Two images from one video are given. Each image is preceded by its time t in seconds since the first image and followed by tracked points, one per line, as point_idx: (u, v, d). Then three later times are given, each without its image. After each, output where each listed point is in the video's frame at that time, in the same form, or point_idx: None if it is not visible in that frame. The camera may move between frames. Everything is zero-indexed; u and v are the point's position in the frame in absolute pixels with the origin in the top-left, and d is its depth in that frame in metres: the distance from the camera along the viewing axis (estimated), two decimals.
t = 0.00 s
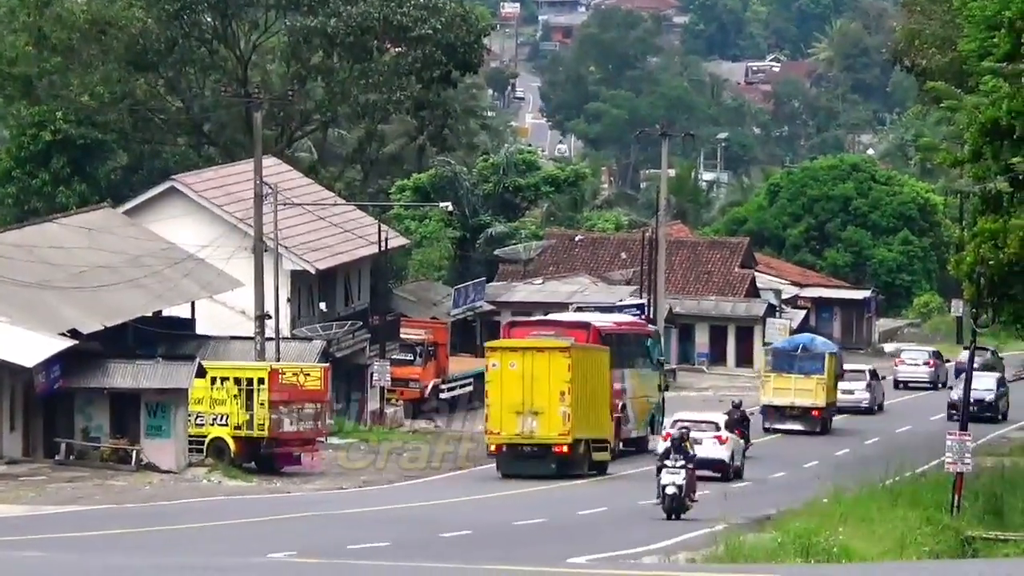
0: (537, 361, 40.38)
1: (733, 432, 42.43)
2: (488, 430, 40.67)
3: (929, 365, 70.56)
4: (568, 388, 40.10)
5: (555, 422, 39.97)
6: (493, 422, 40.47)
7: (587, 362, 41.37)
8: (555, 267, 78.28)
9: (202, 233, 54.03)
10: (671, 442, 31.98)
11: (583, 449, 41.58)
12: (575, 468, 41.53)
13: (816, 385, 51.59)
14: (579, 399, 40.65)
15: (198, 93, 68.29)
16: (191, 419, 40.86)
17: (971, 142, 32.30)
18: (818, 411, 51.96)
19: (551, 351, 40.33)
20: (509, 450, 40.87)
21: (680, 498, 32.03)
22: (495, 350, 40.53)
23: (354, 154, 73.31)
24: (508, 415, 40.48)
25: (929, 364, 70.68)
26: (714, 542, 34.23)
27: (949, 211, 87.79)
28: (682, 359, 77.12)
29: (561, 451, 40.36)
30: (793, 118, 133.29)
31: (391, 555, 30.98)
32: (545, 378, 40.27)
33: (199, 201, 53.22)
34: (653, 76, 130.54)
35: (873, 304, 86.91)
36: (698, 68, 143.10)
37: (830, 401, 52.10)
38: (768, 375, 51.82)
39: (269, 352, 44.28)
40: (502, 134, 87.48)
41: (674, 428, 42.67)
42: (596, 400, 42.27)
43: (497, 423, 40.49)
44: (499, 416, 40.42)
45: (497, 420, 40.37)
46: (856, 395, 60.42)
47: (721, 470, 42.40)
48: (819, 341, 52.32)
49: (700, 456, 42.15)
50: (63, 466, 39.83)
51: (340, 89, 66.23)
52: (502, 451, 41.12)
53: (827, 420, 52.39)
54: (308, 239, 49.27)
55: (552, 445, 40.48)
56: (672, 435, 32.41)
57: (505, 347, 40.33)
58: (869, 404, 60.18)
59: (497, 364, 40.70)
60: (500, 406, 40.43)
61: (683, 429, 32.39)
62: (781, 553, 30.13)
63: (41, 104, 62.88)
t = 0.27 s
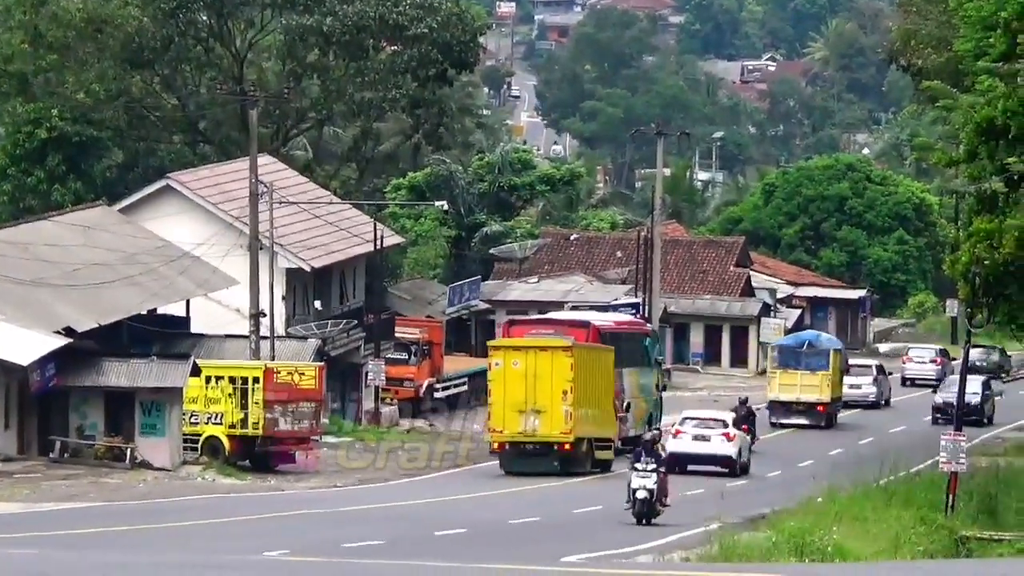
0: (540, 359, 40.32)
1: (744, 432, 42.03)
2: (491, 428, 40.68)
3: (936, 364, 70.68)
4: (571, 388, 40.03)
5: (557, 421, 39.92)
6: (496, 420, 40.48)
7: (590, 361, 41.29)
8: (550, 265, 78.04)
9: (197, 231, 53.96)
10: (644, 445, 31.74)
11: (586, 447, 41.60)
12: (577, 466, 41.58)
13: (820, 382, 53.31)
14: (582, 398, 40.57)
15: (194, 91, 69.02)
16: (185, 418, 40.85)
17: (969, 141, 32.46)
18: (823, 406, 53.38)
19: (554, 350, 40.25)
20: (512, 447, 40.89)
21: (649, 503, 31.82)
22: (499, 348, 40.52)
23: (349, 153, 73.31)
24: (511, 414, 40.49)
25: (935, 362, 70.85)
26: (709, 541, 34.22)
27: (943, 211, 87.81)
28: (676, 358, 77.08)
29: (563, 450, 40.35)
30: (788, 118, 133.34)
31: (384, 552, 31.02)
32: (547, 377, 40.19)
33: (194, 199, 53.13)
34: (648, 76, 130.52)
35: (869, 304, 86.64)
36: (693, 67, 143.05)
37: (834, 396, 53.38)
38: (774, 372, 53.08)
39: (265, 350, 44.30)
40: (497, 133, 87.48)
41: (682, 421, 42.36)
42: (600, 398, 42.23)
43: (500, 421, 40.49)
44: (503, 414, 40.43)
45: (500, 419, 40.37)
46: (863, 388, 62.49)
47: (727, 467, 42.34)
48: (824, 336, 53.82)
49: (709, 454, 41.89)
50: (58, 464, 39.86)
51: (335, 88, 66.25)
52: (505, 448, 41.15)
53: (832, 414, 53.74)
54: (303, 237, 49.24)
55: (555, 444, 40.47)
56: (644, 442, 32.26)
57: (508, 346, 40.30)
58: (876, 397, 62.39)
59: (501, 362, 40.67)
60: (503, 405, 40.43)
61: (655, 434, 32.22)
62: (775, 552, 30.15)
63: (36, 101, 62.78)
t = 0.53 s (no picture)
0: (540, 358, 40.50)
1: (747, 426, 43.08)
2: (491, 426, 40.86)
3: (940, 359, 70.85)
4: (571, 386, 40.21)
5: (557, 419, 40.10)
6: (497, 418, 40.66)
7: (590, 359, 41.48)
8: (545, 264, 78.34)
9: (191, 229, 53.99)
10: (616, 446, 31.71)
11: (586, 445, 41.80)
12: (578, 463, 41.79)
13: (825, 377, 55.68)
14: (582, 396, 40.76)
15: (189, 88, 68.96)
16: (179, 415, 41.17)
17: (964, 142, 32.50)
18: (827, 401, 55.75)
19: (554, 349, 40.43)
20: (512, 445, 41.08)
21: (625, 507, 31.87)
22: (499, 347, 40.71)
23: (343, 150, 73.34)
24: (511, 412, 40.67)
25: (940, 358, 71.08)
26: (701, 540, 34.27)
27: (937, 210, 87.87)
28: (670, 357, 77.02)
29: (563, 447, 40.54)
30: (783, 117, 133.46)
31: (377, 550, 31.05)
32: (548, 375, 40.36)
33: (189, 196, 53.14)
34: (644, 74, 130.49)
35: (862, 303, 86.56)
36: (688, 66, 143.07)
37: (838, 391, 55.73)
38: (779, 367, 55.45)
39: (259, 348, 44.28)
40: (491, 132, 87.54)
41: (688, 419, 43.57)
42: (599, 396, 42.44)
43: (501, 419, 40.68)
44: (503, 412, 40.62)
45: (501, 417, 40.55)
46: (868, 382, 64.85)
47: (732, 463, 43.35)
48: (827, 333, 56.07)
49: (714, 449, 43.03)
50: (52, 461, 39.86)
51: (330, 86, 66.20)
52: (506, 446, 41.34)
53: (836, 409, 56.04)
54: (298, 234, 49.28)
55: (555, 441, 40.67)
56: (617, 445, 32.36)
57: (509, 344, 40.48)
58: (881, 394, 64.87)
59: (502, 361, 40.84)
60: (504, 403, 40.60)
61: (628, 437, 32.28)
62: (768, 552, 30.19)
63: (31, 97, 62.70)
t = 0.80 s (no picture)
0: (545, 359, 40.39)
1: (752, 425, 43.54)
2: (496, 426, 40.76)
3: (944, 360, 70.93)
4: (576, 387, 40.09)
5: (561, 420, 39.97)
6: (501, 418, 40.56)
7: (595, 361, 41.37)
8: (539, 265, 78.69)
9: (185, 228, 53.97)
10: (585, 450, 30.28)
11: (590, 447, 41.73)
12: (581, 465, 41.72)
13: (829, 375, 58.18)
14: (587, 398, 40.63)
15: (182, 88, 69.13)
16: (173, 415, 41.10)
17: (958, 143, 32.55)
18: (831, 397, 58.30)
19: (559, 350, 40.33)
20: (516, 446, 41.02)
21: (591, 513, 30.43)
22: (504, 348, 40.60)
23: (338, 150, 73.38)
24: (516, 412, 40.57)
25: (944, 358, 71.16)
26: (694, 541, 34.29)
27: (932, 212, 87.87)
28: (663, 358, 77.17)
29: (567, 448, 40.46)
30: (777, 118, 133.56)
31: (370, 551, 31.04)
32: (552, 376, 40.24)
33: (183, 196, 53.10)
34: (638, 75, 130.47)
35: (856, 306, 86.13)
36: (683, 67, 143.13)
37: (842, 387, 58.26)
38: (785, 364, 58.00)
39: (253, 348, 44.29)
40: (486, 132, 87.59)
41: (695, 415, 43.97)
42: (603, 397, 42.36)
43: (505, 420, 40.59)
44: (508, 413, 40.51)
45: (505, 418, 40.46)
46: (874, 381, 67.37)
47: (738, 462, 43.83)
48: (832, 332, 58.58)
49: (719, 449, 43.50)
50: (45, 460, 39.78)
51: (325, 87, 66.01)
52: (510, 446, 41.27)
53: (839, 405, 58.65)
54: (292, 234, 49.24)
55: (560, 443, 40.56)
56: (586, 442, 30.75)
57: (514, 345, 40.37)
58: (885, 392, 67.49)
59: (507, 361, 40.71)
60: (508, 404, 40.51)
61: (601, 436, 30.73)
62: (762, 553, 30.20)
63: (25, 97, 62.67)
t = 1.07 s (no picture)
0: (550, 357, 41.10)
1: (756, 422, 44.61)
2: (501, 423, 41.51)
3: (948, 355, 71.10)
4: (580, 385, 40.80)
5: (565, 417, 40.69)
6: (506, 415, 41.31)
7: (600, 359, 42.05)
8: (532, 263, 78.47)
9: (178, 227, 53.97)
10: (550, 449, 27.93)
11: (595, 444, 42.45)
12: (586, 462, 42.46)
13: (833, 367, 60.06)
14: (591, 395, 41.34)
15: (177, 86, 69.36)
16: (165, 412, 40.74)
17: (951, 143, 32.55)
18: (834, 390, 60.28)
19: (564, 348, 41.04)
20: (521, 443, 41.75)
21: (560, 515, 28.05)
22: (510, 346, 41.35)
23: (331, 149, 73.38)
24: (521, 409, 41.32)
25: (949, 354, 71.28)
26: (686, 540, 34.29)
27: (925, 210, 87.90)
28: (657, 357, 77.10)
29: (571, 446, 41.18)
30: (772, 117, 133.40)
31: (362, 548, 31.04)
32: (557, 374, 40.96)
33: (176, 194, 53.10)
34: (631, 73, 130.47)
35: (849, 304, 86.24)
36: (677, 65, 143.14)
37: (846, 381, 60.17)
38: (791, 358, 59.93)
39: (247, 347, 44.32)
40: (479, 131, 87.61)
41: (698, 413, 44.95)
42: (609, 394, 43.00)
43: (510, 417, 41.33)
44: (513, 410, 41.25)
45: (510, 414, 41.21)
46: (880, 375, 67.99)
47: (742, 456, 44.78)
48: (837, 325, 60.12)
49: (723, 444, 44.42)
50: (38, 458, 39.80)
51: (318, 84, 66.10)
52: (516, 443, 42.03)
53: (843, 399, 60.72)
54: (286, 232, 49.22)
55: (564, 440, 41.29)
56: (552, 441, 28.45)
57: (519, 343, 41.11)
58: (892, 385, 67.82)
59: (512, 359, 41.45)
60: (514, 401, 41.27)
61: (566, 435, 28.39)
62: (755, 551, 30.17)
63: (18, 94, 62.64)
